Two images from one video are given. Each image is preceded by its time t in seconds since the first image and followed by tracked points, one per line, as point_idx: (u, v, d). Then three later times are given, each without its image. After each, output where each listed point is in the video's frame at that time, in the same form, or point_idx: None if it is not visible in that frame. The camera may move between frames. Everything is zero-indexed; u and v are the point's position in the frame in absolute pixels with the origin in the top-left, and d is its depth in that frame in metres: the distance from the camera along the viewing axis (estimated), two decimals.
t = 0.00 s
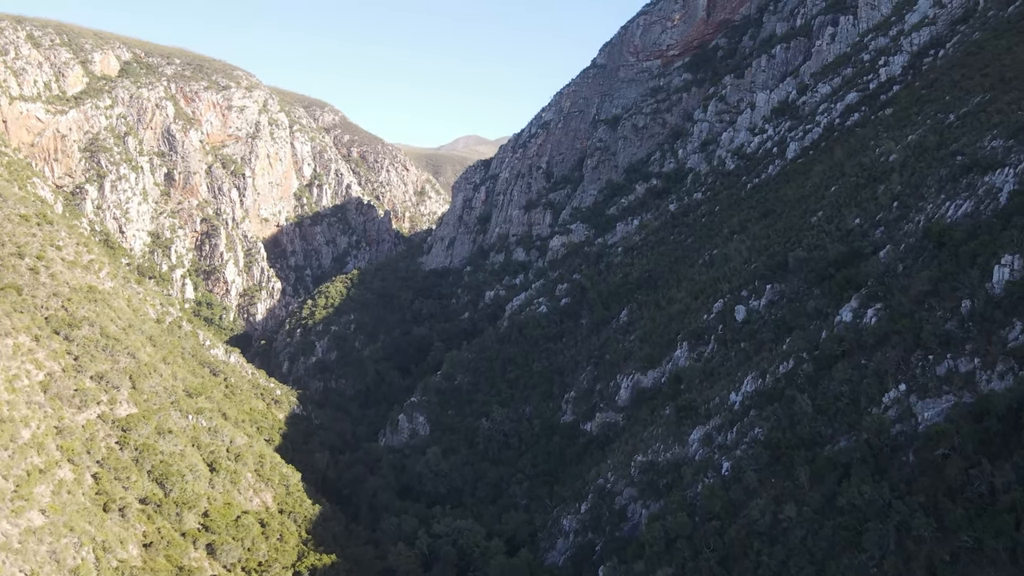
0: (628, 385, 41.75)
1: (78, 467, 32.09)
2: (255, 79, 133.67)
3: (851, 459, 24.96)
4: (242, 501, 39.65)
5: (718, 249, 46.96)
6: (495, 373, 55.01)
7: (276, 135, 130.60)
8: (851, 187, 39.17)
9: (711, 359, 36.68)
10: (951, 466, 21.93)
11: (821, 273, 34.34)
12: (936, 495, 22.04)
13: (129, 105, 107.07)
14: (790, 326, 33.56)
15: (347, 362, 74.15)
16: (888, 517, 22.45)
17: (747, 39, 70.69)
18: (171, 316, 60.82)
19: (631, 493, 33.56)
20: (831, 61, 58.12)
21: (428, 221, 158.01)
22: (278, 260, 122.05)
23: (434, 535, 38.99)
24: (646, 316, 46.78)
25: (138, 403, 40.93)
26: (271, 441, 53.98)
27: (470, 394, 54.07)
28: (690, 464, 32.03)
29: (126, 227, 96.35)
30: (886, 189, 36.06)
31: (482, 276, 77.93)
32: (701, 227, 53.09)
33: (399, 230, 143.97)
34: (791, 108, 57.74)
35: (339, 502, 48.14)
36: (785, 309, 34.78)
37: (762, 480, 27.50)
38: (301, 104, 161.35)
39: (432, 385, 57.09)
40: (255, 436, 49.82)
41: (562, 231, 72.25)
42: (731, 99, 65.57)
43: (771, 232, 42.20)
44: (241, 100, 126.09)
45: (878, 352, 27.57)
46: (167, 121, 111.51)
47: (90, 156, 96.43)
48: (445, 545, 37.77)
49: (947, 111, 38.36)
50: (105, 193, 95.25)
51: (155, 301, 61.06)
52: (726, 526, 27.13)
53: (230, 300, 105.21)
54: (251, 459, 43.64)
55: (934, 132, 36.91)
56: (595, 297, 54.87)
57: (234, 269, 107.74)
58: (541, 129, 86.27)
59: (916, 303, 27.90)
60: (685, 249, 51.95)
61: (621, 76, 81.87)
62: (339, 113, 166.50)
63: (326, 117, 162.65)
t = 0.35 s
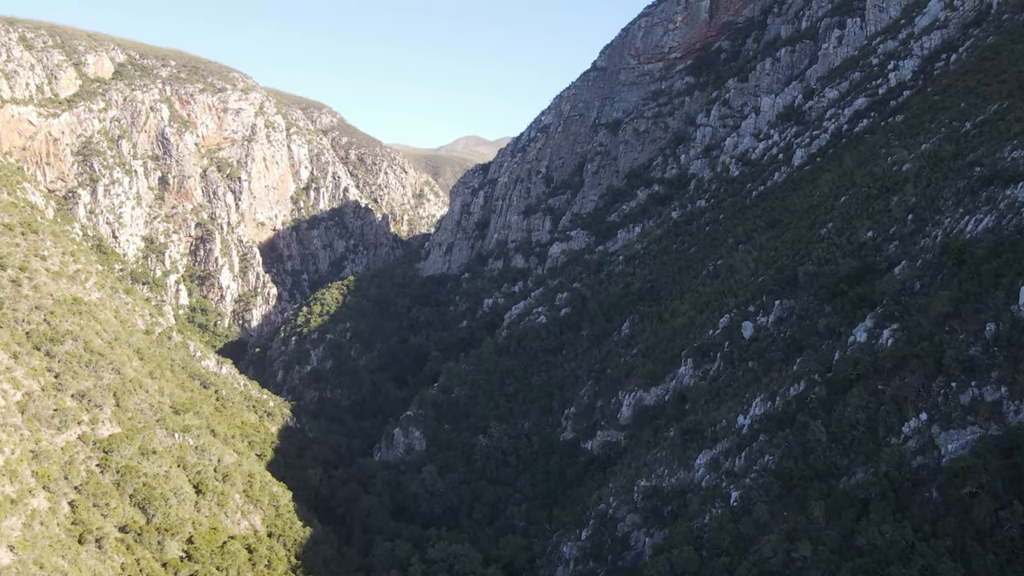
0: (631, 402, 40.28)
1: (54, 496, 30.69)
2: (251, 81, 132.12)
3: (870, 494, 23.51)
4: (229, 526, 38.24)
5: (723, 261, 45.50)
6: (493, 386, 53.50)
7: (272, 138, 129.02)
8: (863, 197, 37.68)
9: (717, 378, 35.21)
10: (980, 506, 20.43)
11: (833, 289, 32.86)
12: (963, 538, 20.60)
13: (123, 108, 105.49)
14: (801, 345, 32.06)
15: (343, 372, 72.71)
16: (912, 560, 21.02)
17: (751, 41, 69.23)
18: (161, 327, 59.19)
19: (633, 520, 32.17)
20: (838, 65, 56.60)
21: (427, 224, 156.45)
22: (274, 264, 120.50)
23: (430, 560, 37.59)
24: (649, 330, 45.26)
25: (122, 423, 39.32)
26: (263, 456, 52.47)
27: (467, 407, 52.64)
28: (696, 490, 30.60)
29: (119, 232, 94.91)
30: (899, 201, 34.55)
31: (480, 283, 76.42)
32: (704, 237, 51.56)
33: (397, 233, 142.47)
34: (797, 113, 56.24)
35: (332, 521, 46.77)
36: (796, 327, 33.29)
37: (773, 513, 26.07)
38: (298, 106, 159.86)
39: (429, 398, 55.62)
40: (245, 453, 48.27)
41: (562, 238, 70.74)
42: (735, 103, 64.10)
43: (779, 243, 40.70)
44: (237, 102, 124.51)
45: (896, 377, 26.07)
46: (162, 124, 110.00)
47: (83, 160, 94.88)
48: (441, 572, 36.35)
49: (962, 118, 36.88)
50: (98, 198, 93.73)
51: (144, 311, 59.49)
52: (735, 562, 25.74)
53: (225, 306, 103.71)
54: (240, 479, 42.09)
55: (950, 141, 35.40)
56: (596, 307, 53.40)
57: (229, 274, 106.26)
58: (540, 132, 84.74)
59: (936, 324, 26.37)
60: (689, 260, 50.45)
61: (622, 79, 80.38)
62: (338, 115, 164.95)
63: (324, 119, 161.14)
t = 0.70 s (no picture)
0: (634, 422, 38.70)
1: (26, 528, 29.22)
2: (247, 82, 130.53)
3: (893, 535, 21.87)
4: (214, 552, 36.87)
5: (729, 273, 43.91)
6: (491, 400, 51.91)
7: (269, 140, 127.39)
8: (876, 208, 36.07)
9: (724, 400, 33.60)
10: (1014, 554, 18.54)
11: (847, 308, 31.27)
12: None
13: (116, 111, 103.80)
14: (813, 367, 30.46)
15: (338, 382, 71.17)
16: None
17: (755, 44, 67.67)
18: (149, 338, 57.50)
19: (637, 551, 30.65)
20: (846, 68, 54.99)
21: (426, 227, 154.74)
22: (271, 268, 118.83)
23: None
24: (653, 344, 43.66)
25: (104, 444, 37.69)
26: (253, 472, 50.90)
27: (464, 422, 51.09)
28: (703, 521, 29.02)
29: (112, 237, 93.55)
30: (916, 214, 32.94)
31: (478, 290, 74.77)
32: (709, 247, 49.95)
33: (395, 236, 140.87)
34: (803, 117, 54.64)
35: (324, 542, 45.39)
36: (808, 347, 31.69)
37: (788, 551, 24.50)
38: (295, 108, 158.24)
39: (425, 412, 54.09)
40: (234, 471, 46.63)
41: (562, 245, 69.13)
42: (740, 107, 62.55)
43: (788, 256, 39.11)
44: (232, 104, 122.94)
45: (919, 406, 24.38)
46: (156, 127, 108.42)
47: (75, 164, 93.36)
48: None
49: (980, 126, 35.28)
50: (90, 202, 92.20)
51: (132, 322, 57.90)
52: None
53: (219, 312, 102.27)
54: (227, 502, 40.58)
55: (968, 150, 33.76)
56: (597, 319, 51.82)
57: (224, 279, 104.69)
58: (540, 136, 83.07)
59: (960, 350, 24.69)
60: (693, 271, 48.85)
61: (623, 82, 78.75)
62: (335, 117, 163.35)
63: (321, 121, 159.57)
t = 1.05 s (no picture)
0: (637, 443, 37.16)
1: None
2: (243, 84, 128.78)
3: None
4: None
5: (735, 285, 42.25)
6: (489, 415, 50.32)
7: (264, 142, 125.56)
8: (891, 220, 34.41)
9: (732, 423, 31.97)
10: None
11: (862, 327, 29.66)
12: None
13: (109, 113, 102.06)
14: (827, 391, 28.87)
15: (333, 392, 69.72)
16: None
17: (760, 46, 66.10)
18: (137, 349, 55.81)
19: None
20: (855, 71, 53.27)
21: (424, 229, 153.08)
22: (266, 272, 117.18)
23: None
24: (656, 360, 42.04)
25: (83, 466, 36.04)
26: (243, 489, 49.42)
27: (461, 438, 49.56)
28: (711, 555, 27.48)
29: (104, 242, 92.07)
30: (933, 227, 31.29)
31: (476, 297, 73.15)
32: (713, 258, 48.38)
33: (392, 239, 139.21)
34: (811, 122, 52.93)
35: (315, 564, 44.69)
36: (821, 369, 30.08)
37: None
38: (292, 109, 156.62)
39: (420, 426, 52.52)
40: (222, 490, 45.02)
41: (561, 251, 67.53)
42: (744, 111, 60.97)
43: (798, 268, 37.48)
44: (228, 106, 121.23)
45: (944, 438, 22.69)
46: (150, 129, 106.72)
47: (67, 167, 91.71)
48: None
49: (1000, 134, 33.59)
50: (82, 206, 90.60)
51: (118, 332, 56.21)
52: None
53: (213, 318, 100.75)
54: (212, 525, 39.04)
55: (989, 160, 31.99)
56: (598, 331, 50.23)
57: (218, 285, 103.18)
58: (539, 139, 81.39)
59: (988, 377, 22.96)
60: (697, 282, 47.22)
61: (624, 84, 77.11)
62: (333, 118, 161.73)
63: (319, 122, 158.00)
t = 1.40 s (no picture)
0: (642, 467, 35.41)
1: None
2: (239, 85, 126.97)
3: None
4: None
5: (743, 300, 40.48)
6: (487, 431, 48.55)
7: (260, 145, 123.51)
8: (910, 234, 32.62)
9: (743, 450, 30.20)
10: None
11: (882, 350, 27.87)
12: None
13: (101, 115, 100.32)
14: (845, 418, 27.12)
15: (327, 403, 68.06)
16: None
17: (765, 48, 64.46)
18: (123, 362, 54.00)
19: None
20: (865, 75, 51.55)
21: (423, 232, 151.21)
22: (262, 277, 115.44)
23: None
24: (662, 378, 40.27)
25: (58, 492, 34.25)
26: (232, 508, 47.85)
27: (459, 455, 47.85)
28: None
29: (96, 246, 90.53)
30: (956, 242, 29.52)
31: (475, 305, 71.34)
32: (720, 269, 46.60)
33: (390, 242, 137.43)
34: (820, 127, 51.19)
35: None
36: (839, 395, 28.31)
37: None
38: (289, 111, 154.81)
39: (416, 442, 50.82)
40: (209, 511, 43.31)
41: (561, 259, 65.78)
42: (750, 115, 59.24)
43: (810, 283, 35.68)
44: (223, 108, 119.39)
45: (976, 478, 20.88)
46: (143, 132, 104.92)
47: (58, 170, 90.09)
48: None
49: None
50: (74, 210, 88.95)
51: (104, 344, 54.46)
52: None
53: (207, 325, 99.07)
54: (195, 552, 37.30)
55: (1014, 171, 30.23)
56: (600, 344, 48.50)
57: (212, 290, 101.40)
58: (539, 143, 79.56)
59: None
60: (704, 296, 45.46)
61: (626, 86, 75.36)
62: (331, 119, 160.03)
63: (316, 124, 156.49)
